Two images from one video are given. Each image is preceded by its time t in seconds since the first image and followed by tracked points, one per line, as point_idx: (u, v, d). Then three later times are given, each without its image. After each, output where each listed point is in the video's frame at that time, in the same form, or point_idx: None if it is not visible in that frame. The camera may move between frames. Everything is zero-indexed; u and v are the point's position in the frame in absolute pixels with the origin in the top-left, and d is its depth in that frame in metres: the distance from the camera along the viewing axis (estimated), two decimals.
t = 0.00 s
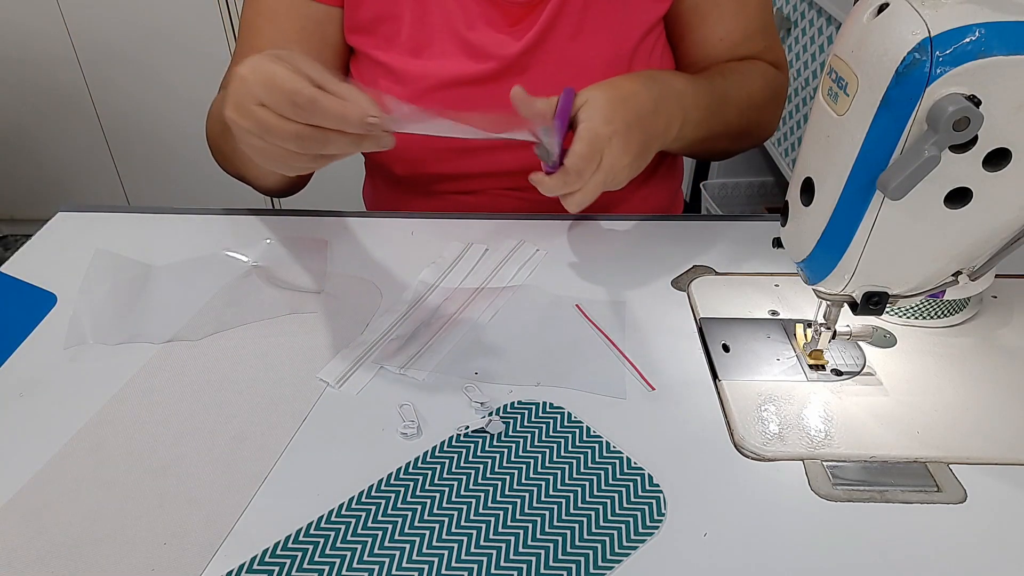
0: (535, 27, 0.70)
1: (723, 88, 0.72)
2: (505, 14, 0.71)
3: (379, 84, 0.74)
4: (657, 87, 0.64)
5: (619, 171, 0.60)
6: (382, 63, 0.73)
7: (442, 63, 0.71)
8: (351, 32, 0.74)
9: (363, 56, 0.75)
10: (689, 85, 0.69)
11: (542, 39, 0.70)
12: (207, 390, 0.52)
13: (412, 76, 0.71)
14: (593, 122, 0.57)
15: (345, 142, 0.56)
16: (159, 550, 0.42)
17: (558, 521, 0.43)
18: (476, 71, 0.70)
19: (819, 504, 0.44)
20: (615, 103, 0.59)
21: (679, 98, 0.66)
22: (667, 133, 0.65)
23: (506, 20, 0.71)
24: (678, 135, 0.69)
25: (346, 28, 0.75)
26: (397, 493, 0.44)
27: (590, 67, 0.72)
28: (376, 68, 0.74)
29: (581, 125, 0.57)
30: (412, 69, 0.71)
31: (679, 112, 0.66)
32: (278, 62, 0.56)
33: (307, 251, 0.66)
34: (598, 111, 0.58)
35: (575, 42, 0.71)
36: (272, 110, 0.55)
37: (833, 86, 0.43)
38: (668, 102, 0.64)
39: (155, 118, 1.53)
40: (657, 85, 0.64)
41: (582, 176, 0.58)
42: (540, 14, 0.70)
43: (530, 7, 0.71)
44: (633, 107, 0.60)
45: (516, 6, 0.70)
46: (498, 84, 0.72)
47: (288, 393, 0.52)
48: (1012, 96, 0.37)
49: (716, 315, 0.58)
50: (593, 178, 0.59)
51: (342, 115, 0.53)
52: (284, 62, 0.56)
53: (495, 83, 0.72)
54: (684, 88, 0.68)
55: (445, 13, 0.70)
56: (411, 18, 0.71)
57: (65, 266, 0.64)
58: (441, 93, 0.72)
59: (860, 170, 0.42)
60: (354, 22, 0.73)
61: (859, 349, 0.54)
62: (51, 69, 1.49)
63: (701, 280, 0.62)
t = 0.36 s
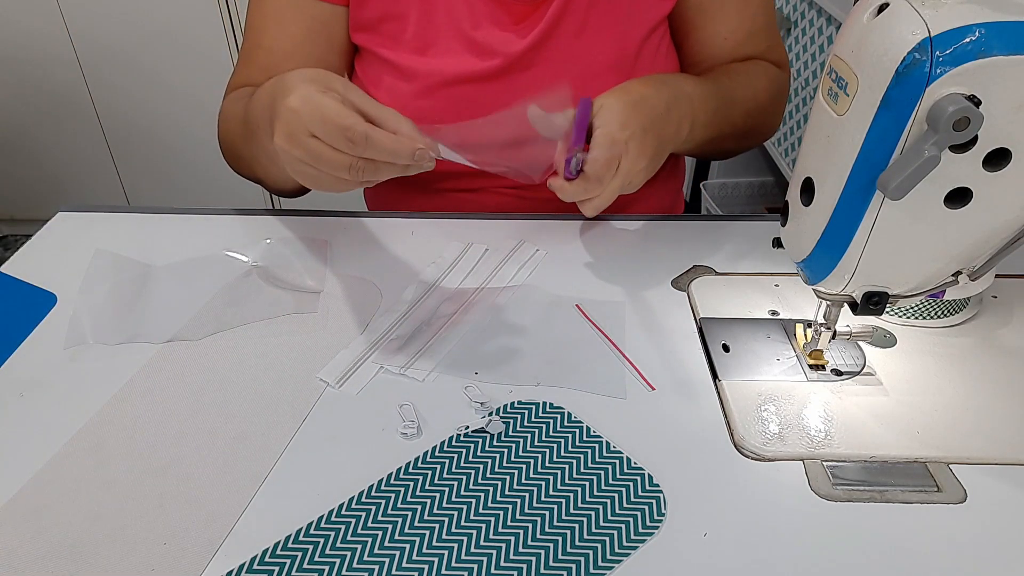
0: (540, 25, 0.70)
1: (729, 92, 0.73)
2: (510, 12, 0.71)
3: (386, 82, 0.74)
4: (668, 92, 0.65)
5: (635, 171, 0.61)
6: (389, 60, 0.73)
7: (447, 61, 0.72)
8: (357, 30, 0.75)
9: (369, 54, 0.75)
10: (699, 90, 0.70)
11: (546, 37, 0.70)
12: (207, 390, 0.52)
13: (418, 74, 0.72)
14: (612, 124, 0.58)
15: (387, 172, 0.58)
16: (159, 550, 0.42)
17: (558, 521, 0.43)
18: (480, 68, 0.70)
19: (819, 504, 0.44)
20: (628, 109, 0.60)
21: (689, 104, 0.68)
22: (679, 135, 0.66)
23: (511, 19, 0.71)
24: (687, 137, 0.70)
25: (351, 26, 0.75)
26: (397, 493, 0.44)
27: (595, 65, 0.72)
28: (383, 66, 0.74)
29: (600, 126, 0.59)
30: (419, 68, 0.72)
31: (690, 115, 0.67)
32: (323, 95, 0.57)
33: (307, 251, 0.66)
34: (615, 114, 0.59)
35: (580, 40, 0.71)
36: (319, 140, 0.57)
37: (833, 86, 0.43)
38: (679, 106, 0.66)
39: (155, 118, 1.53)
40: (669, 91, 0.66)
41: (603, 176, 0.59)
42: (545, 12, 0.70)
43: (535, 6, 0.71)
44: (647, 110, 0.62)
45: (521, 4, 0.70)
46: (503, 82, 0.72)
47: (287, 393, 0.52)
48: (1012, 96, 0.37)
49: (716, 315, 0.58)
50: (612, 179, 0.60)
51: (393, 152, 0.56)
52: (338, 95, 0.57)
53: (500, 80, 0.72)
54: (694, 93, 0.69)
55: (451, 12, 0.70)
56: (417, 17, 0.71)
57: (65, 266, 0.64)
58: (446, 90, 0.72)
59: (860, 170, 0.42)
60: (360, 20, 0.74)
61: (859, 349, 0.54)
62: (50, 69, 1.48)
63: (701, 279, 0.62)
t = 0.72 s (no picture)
0: (543, 13, 0.70)
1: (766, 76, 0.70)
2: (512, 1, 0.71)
3: (387, 69, 0.73)
4: (725, 97, 0.64)
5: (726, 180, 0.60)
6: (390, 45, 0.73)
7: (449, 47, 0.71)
8: (357, 17, 0.74)
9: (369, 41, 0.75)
10: (752, 77, 0.68)
11: (549, 24, 0.70)
12: (207, 389, 0.52)
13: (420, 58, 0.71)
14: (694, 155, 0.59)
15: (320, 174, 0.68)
16: (159, 551, 0.42)
17: (558, 521, 0.43)
18: (482, 55, 0.70)
19: (819, 504, 0.44)
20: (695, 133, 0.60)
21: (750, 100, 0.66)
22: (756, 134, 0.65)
23: (513, 5, 0.71)
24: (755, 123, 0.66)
25: (351, 13, 0.74)
26: (397, 493, 0.44)
27: (598, 55, 0.72)
28: (384, 52, 0.74)
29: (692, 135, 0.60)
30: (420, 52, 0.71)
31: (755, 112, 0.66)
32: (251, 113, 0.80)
33: (307, 251, 0.66)
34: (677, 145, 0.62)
35: (583, 27, 0.71)
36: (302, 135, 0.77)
37: (833, 86, 0.43)
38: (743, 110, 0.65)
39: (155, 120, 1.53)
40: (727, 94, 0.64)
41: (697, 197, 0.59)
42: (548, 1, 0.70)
43: None
44: (716, 124, 0.61)
45: None
46: (505, 68, 0.72)
47: (287, 393, 0.52)
48: (1012, 96, 0.37)
49: (716, 315, 0.58)
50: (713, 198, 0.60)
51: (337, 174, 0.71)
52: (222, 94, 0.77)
53: (503, 67, 0.72)
54: (750, 84, 0.67)
55: None
56: (418, 2, 0.71)
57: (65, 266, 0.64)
58: (448, 75, 0.71)
59: (860, 170, 0.42)
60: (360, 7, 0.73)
61: (859, 349, 0.54)
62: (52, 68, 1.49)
63: (701, 280, 0.62)
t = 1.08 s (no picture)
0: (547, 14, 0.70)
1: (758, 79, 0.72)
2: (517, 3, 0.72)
3: (392, 72, 0.73)
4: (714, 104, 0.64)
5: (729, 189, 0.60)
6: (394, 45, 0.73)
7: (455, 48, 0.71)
8: (361, 20, 0.74)
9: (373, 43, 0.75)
10: (740, 81, 0.69)
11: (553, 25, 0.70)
12: (208, 389, 0.52)
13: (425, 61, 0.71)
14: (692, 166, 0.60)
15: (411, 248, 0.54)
16: (159, 550, 0.42)
17: (558, 521, 0.43)
18: (486, 57, 0.70)
19: (819, 505, 0.44)
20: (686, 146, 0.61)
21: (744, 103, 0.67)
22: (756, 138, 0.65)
23: (519, 10, 0.72)
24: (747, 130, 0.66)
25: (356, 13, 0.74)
26: (397, 493, 0.44)
27: (602, 56, 0.72)
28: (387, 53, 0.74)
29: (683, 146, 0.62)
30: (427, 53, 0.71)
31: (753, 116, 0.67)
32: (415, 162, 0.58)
33: (307, 251, 0.66)
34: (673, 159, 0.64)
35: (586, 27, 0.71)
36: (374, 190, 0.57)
37: (833, 86, 0.43)
38: (735, 113, 0.65)
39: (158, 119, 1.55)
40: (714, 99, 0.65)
41: (702, 205, 0.58)
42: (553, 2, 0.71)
43: None
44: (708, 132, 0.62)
45: None
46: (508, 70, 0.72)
47: (287, 393, 0.52)
48: (1012, 96, 0.37)
49: (716, 315, 0.58)
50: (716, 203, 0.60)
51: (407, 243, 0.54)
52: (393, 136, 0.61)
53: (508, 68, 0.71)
54: (741, 92, 0.68)
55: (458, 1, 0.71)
56: (425, 5, 0.71)
57: (66, 265, 0.64)
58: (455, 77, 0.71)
59: (860, 170, 0.42)
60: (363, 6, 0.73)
61: (859, 349, 0.54)
62: (54, 67, 1.50)
63: (701, 280, 0.62)
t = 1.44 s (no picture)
0: (574, 18, 0.70)
1: (758, 99, 0.72)
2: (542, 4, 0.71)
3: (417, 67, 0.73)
4: (703, 138, 0.64)
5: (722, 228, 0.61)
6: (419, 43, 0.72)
7: (482, 50, 0.71)
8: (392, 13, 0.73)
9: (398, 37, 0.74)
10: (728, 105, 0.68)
11: (579, 29, 0.70)
12: (208, 389, 0.52)
13: (448, 63, 0.71)
14: (686, 211, 0.60)
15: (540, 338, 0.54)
16: (159, 550, 0.42)
17: (558, 521, 0.43)
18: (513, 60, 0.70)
19: (819, 505, 0.44)
20: (678, 188, 0.61)
21: (733, 131, 0.66)
22: (745, 168, 0.65)
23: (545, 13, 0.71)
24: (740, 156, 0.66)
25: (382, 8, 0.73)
26: (397, 493, 0.44)
27: (625, 60, 0.72)
28: (411, 49, 0.74)
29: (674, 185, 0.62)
30: (453, 55, 0.71)
31: (742, 145, 0.66)
32: (564, 242, 0.54)
33: (307, 251, 0.66)
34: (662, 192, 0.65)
35: (611, 32, 0.72)
36: (525, 275, 0.54)
37: (833, 86, 0.43)
38: (725, 146, 0.65)
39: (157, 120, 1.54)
40: (703, 133, 0.64)
41: (705, 253, 0.57)
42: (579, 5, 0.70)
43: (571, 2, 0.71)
44: (698, 171, 0.62)
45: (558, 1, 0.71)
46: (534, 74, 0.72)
47: (287, 393, 0.52)
48: (1012, 96, 0.37)
49: (716, 315, 0.58)
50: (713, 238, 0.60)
51: (541, 334, 0.54)
52: (554, 203, 0.56)
53: (531, 72, 0.72)
54: (730, 118, 0.67)
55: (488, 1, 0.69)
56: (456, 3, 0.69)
57: (66, 265, 0.64)
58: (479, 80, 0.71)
59: (860, 170, 0.42)
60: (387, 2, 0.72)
61: (859, 349, 0.54)
62: (54, 67, 1.50)
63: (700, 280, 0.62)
